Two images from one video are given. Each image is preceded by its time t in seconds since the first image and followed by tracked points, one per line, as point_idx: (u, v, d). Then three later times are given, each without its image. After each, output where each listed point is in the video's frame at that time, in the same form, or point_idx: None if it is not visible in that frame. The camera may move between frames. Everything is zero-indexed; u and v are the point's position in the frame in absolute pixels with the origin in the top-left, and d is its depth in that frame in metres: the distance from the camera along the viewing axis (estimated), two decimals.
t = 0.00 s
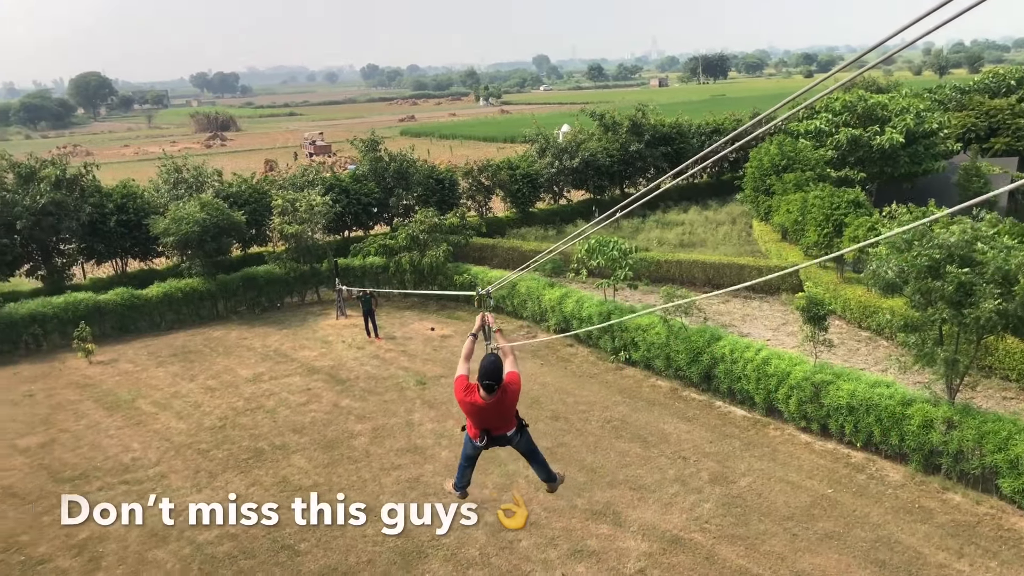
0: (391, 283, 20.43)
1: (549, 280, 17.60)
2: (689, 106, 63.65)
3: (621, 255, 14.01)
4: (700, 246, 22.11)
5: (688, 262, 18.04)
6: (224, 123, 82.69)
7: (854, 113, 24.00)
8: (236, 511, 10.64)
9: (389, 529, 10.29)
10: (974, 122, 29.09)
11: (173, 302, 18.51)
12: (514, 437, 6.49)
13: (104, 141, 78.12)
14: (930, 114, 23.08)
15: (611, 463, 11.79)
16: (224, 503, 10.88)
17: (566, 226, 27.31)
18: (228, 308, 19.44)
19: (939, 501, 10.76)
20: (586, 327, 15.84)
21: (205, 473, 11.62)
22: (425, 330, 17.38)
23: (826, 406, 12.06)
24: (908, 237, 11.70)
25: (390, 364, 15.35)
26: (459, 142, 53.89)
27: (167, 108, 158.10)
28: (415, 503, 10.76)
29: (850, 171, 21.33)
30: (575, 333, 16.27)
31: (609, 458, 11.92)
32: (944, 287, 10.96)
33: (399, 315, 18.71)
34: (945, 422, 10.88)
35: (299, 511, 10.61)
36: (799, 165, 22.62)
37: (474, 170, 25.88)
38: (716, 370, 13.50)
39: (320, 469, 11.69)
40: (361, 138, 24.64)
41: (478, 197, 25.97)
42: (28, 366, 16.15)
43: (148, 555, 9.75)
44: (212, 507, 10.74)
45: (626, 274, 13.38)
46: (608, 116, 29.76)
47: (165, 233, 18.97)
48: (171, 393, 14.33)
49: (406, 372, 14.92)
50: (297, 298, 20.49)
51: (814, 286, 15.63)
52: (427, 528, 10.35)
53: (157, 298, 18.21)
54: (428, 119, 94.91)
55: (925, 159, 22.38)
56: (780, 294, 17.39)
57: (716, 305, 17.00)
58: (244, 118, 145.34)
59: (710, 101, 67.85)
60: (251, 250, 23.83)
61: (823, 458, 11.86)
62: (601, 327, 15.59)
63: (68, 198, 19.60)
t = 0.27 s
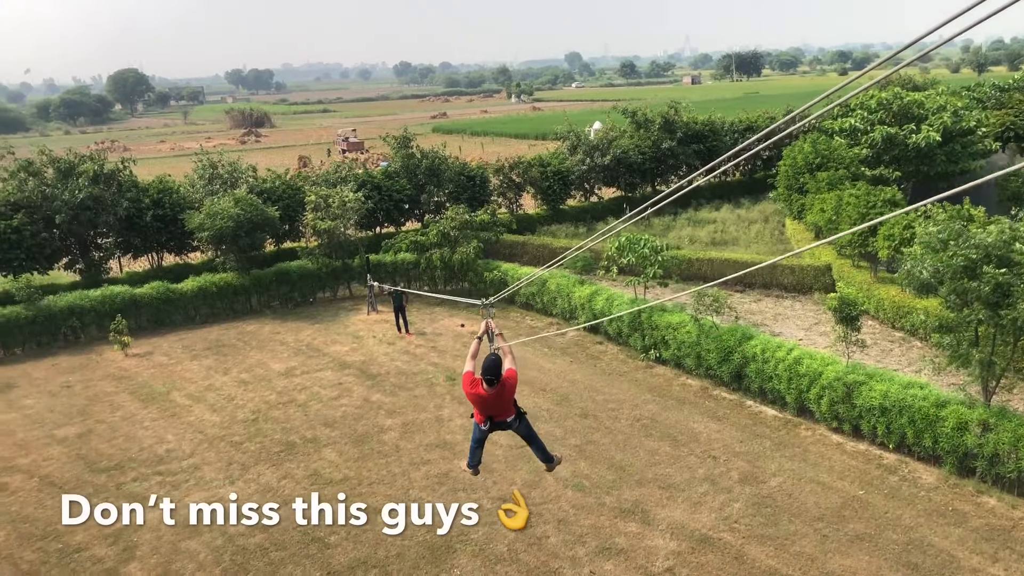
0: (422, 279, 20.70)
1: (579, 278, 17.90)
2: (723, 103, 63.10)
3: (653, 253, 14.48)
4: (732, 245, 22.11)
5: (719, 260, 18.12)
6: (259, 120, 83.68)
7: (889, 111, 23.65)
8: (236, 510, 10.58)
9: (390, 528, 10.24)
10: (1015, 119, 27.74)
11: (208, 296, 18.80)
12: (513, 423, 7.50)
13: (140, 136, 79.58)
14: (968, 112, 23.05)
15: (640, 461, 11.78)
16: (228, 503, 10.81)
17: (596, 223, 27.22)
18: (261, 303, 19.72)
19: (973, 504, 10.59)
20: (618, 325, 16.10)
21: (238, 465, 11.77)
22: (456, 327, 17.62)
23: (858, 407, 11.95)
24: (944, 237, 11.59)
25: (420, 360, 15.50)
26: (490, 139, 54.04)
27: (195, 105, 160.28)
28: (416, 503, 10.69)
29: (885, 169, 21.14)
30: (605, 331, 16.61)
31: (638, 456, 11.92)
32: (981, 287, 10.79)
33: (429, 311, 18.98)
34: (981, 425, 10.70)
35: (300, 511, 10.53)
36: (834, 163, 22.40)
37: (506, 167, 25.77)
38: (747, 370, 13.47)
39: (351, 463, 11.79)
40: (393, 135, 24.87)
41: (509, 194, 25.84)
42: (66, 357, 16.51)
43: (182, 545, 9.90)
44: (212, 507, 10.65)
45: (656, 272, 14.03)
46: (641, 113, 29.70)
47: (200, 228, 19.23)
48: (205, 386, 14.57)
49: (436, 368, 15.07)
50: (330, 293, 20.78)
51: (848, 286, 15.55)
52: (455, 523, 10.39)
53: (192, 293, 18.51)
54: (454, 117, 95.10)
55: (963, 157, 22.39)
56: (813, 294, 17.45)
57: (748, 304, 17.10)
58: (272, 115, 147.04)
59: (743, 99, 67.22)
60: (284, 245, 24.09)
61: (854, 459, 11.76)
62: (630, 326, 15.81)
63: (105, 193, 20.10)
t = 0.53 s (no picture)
0: (445, 278, 20.86)
1: (602, 279, 18.13)
2: (747, 104, 62.81)
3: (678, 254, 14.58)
4: (757, 247, 22.13)
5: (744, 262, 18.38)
6: (286, 119, 84.40)
7: (918, 113, 23.38)
8: (238, 510, 10.54)
9: (390, 529, 10.22)
10: None
11: (233, 293, 18.96)
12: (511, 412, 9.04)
13: (167, 133, 80.67)
14: (997, 115, 22.91)
15: (662, 463, 11.74)
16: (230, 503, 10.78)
17: (619, 224, 27.17)
18: (285, 300, 19.89)
19: (1000, 511, 10.42)
20: (640, 325, 15.87)
21: (261, 461, 11.85)
22: (478, 326, 17.85)
23: (883, 411, 11.85)
24: (972, 241, 11.55)
25: (442, 359, 15.59)
26: (514, 140, 54.15)
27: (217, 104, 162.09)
28: (417, 503, 10.67)
29: (913, 172, 20.91)
30: (628, 333, 16.48)
31: (660, 458, 11.88)
32: (1009, 292, 10.64)
33: (451, 310, 19.14)
34: (1009, 431, 10.53)
35: (300, 511, 10.50)
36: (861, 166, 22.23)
37: (529, 167, 25.87)
38: (771, 373, 13.43)
39: (373, 460, 11.85)
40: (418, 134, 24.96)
41: (532, 194, 26.03)
42: (92, 352, 16.73)
43: (205, 540, 9.97)
44: (213, 507, 10.59)
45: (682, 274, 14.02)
46: (666, 114, 29.57)
47: (226, 225, 19.35)
48: (229, 382, 14.71)
49: (458, 367, 15.16)
50: (353, 291, 20.91)
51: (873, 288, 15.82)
52: (476, 522, 10.40)
53: (217, 290, 18.67)
54: (475, 116, 95.30)
55: (992, 161, 22.28)
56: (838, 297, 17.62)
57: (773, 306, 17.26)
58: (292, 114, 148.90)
59: (769, 101, 66.81)
60: (310, 244, 24.24)
61: (878, 464, 11.67)
62: (653, 327, 15.72)
63: (133, 190, 20.36)
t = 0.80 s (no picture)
0: (464, 283, 20.84)
1: (621, 284, 18.30)
2: (768, 110, 62.66)
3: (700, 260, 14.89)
4: (779, 253, 22.20)
5: (766, 269, 18.83)
6: (309, 123, 85.09)
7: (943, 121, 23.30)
8: (239, 511, 10.62)
9: (391, 529, 10.32)
10: None
11: (256, 296, 19.12)
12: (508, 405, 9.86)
13: (191, 137, 81.72)
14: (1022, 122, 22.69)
15: (681, 470, 11.71)
16: (231, 503, 10.86)
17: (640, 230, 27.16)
18: (307, 304, 20.04)
19: None
20: (661, 332, 16.11)
21: (281, 463, 11.92)
22: (498, 331, 18.10)
23: (905, 420, 11.76)
24: (997, 250, 11.58)
25: (462, 364, 15.68)
26: (536, 144, 54.30)
27: (236, 106, 163.79)
28: (417, 503, 10.77)
29: (936, 179, 20.81)
30: (647, 338, 16.67)
31: (679, 465, 11.85)
32: None
33: (471, 315, 19.31)
34: None
35: (301, 511, 10.58)
36: (884, 173, 22.13)
37: (550, 172, 25.98)
38: (792, 380, 13.41)
39: (393, 464, 11.90)
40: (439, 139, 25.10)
41: (553, 199, 26.00)
42: (116, 353, 16.93)
43: (225, 541, 10.03)
44: (214, 507, 10.68)
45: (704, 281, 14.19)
46: (687, 119, 29.60)
47: (249, 229, 19.65)
48: (250, 385, 14.85)
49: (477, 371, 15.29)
50: (374, 295, 21.02)
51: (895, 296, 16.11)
52: (494, 526, 10.40)
53: (239, 293, 18.82)
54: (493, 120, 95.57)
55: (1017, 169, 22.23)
56: (859, 305, 17.89)
57: (795, 314, 17.48)
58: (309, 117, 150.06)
59: (790, 107, 66.57)
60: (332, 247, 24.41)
61: (900, 473, 11.57)
62: (673, 334, 15.88)
63: (158, 193, 20.63)
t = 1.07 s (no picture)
0: (482, 289, 20.94)
1: (640, 292, 18.36)
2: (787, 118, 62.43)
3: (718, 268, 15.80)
4: (799, 262, 22.20)
5: (787, 277, 18.83)
6: (328, 129, 85.69)
7: (965, 129, 23.17)
8: (240, 511, 10.74)
9: (392, 529, 10.45)
10: None
11: (274, 301, 19.22)
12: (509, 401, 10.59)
13: (213, 142, 82.64)
14: None
15: (699, 480, 11.64)
16: (232, 503, 10.99)
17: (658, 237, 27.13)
18: (325, 309, 20.14)
19: None
20: (679, 340, 16.14)
21: (299, 468, 11.95)
22: (516, 338, 18.19)
23: (926, 431, 11.65)
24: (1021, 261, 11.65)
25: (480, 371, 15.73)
26: (555, 152, 54.38)
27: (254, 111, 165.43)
28: (418, 503, 10.91)
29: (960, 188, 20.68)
30: (666, 347, 16.70)
31: (697, 474, 11.78)
32: None
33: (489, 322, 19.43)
34: None
35: (302, 511, 10.73)
36: (905, 182, 22.02)
37: (569, 180, 26.00)
38: (812, 390, 13.34)
39: (409, 470, 11.91)
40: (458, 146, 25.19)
41: (572, 207, 25.97)
42: (136, 357, 17.07)
43: (242, 546, 10.03)
44: (216, 507, 10.81)
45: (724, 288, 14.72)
46: (707, 127, 29.59)
47: (269, 234, 19.77)
48: (269, 390, 14.94)
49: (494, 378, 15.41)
50: (392, 301, 21.09)
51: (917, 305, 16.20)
52: (511, 534, 10.35)
53: (259, 298, 18.93)
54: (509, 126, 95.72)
55: None
56: (879, 314, 17.93)
57: (816, 323, 17.51)
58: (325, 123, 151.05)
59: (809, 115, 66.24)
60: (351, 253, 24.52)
61: (921, 485, 11.44)
62: (692, 342, 15.82)
63: (178, 199, 20.85)
